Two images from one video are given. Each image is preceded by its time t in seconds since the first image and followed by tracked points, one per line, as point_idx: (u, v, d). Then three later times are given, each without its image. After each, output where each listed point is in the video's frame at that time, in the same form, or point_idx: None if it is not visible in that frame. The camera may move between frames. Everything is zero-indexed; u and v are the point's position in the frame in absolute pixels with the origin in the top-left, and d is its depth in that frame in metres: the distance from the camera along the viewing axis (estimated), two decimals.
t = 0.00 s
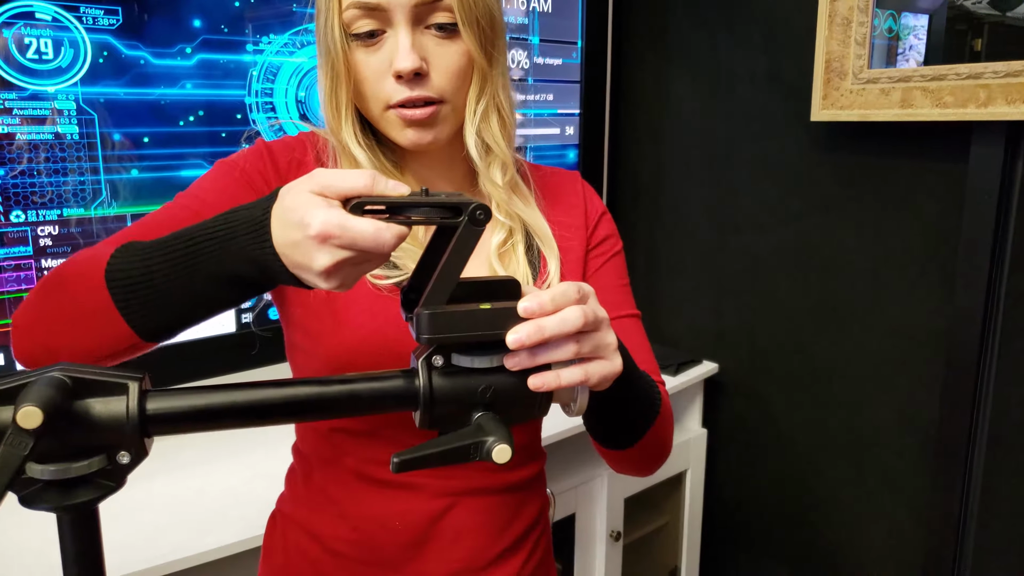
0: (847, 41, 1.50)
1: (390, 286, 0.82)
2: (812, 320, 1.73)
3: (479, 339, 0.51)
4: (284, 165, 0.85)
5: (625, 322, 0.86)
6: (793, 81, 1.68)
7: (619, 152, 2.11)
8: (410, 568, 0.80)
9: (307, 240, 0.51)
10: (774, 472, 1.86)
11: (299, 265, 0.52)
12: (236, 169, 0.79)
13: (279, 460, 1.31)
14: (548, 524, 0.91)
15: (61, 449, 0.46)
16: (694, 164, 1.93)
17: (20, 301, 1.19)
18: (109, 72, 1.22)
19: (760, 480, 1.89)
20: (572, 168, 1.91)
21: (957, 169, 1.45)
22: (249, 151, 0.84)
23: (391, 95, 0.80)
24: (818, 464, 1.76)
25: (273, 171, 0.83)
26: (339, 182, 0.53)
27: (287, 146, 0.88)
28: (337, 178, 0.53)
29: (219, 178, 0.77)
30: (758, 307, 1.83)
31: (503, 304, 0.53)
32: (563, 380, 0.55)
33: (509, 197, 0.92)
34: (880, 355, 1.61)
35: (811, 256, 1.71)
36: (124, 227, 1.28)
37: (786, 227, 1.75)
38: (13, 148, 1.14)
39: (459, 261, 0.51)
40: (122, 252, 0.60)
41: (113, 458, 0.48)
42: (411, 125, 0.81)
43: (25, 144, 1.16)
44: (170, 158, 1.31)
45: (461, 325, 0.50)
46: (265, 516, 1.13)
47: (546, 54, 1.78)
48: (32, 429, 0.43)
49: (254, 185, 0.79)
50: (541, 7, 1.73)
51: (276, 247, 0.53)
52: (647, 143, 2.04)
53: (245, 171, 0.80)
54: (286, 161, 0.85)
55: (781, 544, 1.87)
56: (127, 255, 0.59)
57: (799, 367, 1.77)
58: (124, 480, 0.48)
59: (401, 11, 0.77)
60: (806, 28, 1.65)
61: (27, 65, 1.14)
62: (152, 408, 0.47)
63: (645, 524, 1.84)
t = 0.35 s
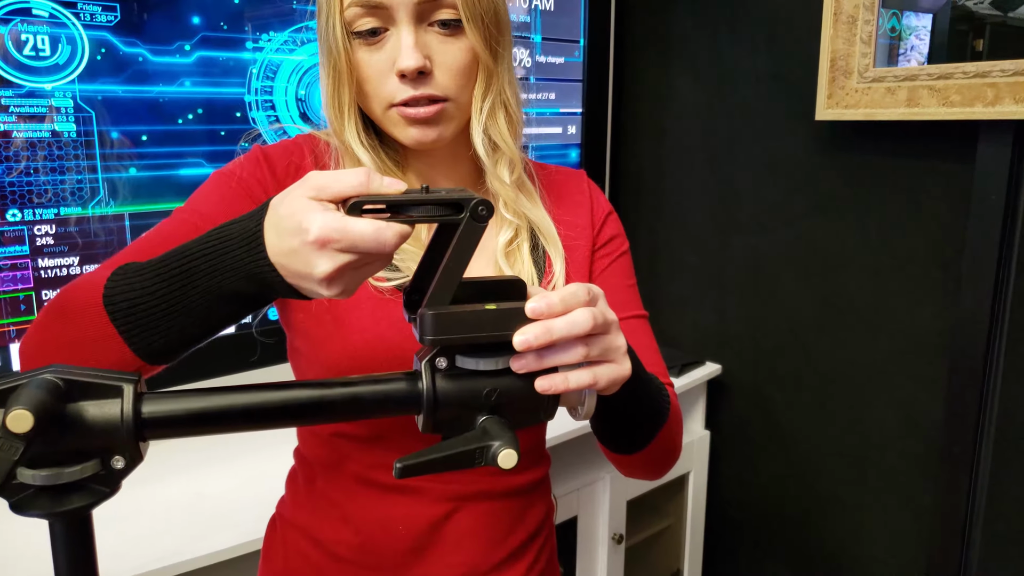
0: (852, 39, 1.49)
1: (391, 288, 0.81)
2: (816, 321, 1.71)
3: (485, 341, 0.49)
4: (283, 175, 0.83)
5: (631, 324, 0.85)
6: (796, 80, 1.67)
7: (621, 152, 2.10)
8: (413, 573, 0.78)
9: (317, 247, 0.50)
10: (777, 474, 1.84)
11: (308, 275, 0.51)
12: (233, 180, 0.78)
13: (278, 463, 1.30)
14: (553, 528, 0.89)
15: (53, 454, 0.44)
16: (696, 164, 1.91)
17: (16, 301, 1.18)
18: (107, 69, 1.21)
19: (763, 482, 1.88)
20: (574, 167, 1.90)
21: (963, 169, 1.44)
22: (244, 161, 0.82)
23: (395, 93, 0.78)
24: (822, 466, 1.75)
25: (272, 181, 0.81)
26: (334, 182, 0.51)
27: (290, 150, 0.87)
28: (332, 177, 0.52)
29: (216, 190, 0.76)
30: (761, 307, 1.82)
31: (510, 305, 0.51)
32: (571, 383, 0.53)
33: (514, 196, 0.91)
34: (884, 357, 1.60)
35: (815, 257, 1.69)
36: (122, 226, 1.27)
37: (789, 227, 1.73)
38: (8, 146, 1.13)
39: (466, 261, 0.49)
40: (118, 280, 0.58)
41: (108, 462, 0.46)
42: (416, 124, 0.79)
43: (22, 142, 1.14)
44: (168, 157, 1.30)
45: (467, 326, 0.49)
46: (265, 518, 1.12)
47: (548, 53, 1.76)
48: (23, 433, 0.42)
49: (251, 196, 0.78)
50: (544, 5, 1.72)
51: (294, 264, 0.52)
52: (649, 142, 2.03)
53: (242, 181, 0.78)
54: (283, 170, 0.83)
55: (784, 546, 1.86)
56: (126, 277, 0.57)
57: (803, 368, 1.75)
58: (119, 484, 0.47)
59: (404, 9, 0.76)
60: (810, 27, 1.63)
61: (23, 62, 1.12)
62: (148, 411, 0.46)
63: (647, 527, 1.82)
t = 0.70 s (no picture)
0: (855, 39, 1.48)
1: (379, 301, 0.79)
2: (818, 323, 1.70)
3: (485, 348, 0.48)
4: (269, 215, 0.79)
5: (633, 329, 0.84)
6: (799, 81, 1.66)
7: (622, 153, 2.09)
8: None
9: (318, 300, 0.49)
10: (779, 477, 1.83)
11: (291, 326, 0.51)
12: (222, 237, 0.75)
13: (278, 467, 1.29)
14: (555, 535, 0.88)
15: (41, 464, 0.43)
16: (698, 164, 1.90)
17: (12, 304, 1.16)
18: (104, 69, 1.20)
19: (766, 485, 1.87)
20: (575, 168, 1.89)
21: (967, 170, 1.43)
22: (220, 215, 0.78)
23: (387, 96, 0.77)
24: (825, 469, 1.73)
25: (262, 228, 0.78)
26: (318, 193, 0.47)
27: (276, 175, 0.84)
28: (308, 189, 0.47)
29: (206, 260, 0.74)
30: (764, 309, 1.81)
31: (510, 310, 0.50)
32: (571, 390, 0.52)
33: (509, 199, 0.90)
34: (887, 359, 1.59)
35: (818, 258, 1.68)
36: (120, 228, 1.26)
37: (792, 228, 1.72)
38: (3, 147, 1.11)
39: (464, 265, 0.48)
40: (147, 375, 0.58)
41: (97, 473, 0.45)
42: (409, 127, 0.78)
43: (18, 144, 1.13)
44: (166, 158, 1.29)
45: (465, 333, 0.47)
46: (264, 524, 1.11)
47: (549, 53, 1.75)
48: (10, 443, 0.41)
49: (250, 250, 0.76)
50: (544, 4, 1.71)
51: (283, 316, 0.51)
52: (650, 143, 2.02)
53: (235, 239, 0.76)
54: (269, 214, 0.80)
55: (787, 549, 1.84)
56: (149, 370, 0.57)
57: (806, 370, 1.74)
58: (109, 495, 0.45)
59: (396, 10, 0.75)
60: (813, 27, 1.62)
61: (19, 62, 1.11)
62: (139, 419, 0.45)
63: (649, 530, 1.81)
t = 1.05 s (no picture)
0: (859, 39, 1.47)
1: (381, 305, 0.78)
2: (822, 324, 1.69)
3: (489, 355, 0.47)
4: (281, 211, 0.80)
5: (637, 332, 0.83)
6: (802, 81, 1.65)
7: (624, 153, 2.07)
8: None
9: (276, 232, 0.50)
10: (782, 480, 1.82)
11: (250, 253, 0.52)
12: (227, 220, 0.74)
13: (277, 471, 1.28)
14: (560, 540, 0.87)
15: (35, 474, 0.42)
16: (700, 165, 1.89)
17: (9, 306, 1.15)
18: (102, 70, 1.19)
19: (769, 488, 1.86)
20: (577, 169, 1.88)
21: (972, 171, 1.41)
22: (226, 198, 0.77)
23: (389, 99, 0.76)
24: (829, 472, 1.72)
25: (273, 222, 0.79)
26: (373, 138, 0.48)
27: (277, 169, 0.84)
28: (367, 132, 0.48)
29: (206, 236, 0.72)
30: (767, 311, 1.80)
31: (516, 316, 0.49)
32: (578, 397, 0.51)
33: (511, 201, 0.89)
34: (892, 361, 1.58)
35: (821, 260, 1.67)
36: (119, 229, 1.25)
37: (795, 229, 1.71)
38: (1, 148, 1.10)
39: (469, 270, 0.47)
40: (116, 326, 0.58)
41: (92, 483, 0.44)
42: (411, 131, 0.77)
43: (16, 145, 1.12)
44: (165, 159, 1.27)
45: (470, 339, 0.46)
46: (264, 529, 1.10)
47: (551, 53, 1.74)
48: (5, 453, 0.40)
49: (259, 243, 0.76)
50: (547, 4, 1.70)
51: (246, 254, 0.52)
52: (652, 144, 2.01)
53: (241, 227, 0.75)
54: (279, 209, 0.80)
55: (791, 552, 1.83)
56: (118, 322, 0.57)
57: (809, 373, 1.73)
58: (104, 506, 0.44)
59: (397, 11, 0.73)
60: (816, 26, 1.61)
61: (16, 62, 1.10)
62: (135, 428, 0.44)
63: (651, 534, 1.80)
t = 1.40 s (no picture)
0: (862, 40, 1.45)
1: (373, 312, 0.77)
2: (824, 327, 1.68)
3: (483, 363, 0.46)
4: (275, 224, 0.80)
5: (637, 336, 0.82)
6: (804, 81, 1.64)
7: (625, 154, 2.06)
8: None
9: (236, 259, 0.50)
10: (784, 483, 1.81)
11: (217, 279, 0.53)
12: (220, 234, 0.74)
13: (275, 475, 1.27)
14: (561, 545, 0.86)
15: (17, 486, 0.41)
16: (701, 167, 1.88)
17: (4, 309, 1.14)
18: (99, 71, 1.18)
19: (770, 491, 1.85)
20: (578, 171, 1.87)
21: (976, 173, 1.40)
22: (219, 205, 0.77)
23: (380, 103, 0.75)
24: (831, 475, 1.71)
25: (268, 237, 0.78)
26: (321, 160, 0.48)
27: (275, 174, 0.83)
28: (315, 153, 0.49)
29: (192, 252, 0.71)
30: (768, 313, 1.79)
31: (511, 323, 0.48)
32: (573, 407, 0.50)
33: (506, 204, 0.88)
34: (895, 365, 1.57)
35: (823, 262, 1.66)
36: (116, 231, 1.24)
37: (797, 231, 1.70)
38: None
39: (463, 276, 0.46)
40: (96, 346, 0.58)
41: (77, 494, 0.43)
42: (403, 134, 0.76)
43: (11, 146, 1.11)
44: (163, 161, 1.26)
45: (464, 347, 0.45)
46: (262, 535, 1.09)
47: (552, 54, 1.73)
48: None
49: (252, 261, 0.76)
50: (547, 5, 1.69)
51: (213, 280, 0.53)
52: (653, 145, 2.00)
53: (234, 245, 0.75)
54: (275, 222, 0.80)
55: (793, 556, 1.82)
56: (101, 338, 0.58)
57: (811, 376, 1.72)
58: (89, 518, 0.43)
59: (387, 13, 0.72)
60: (819, 27, 1.60)
61: (11, 63, 1.09)
62: (121, 438, 0.43)
63: (652, 538, 1.79)
